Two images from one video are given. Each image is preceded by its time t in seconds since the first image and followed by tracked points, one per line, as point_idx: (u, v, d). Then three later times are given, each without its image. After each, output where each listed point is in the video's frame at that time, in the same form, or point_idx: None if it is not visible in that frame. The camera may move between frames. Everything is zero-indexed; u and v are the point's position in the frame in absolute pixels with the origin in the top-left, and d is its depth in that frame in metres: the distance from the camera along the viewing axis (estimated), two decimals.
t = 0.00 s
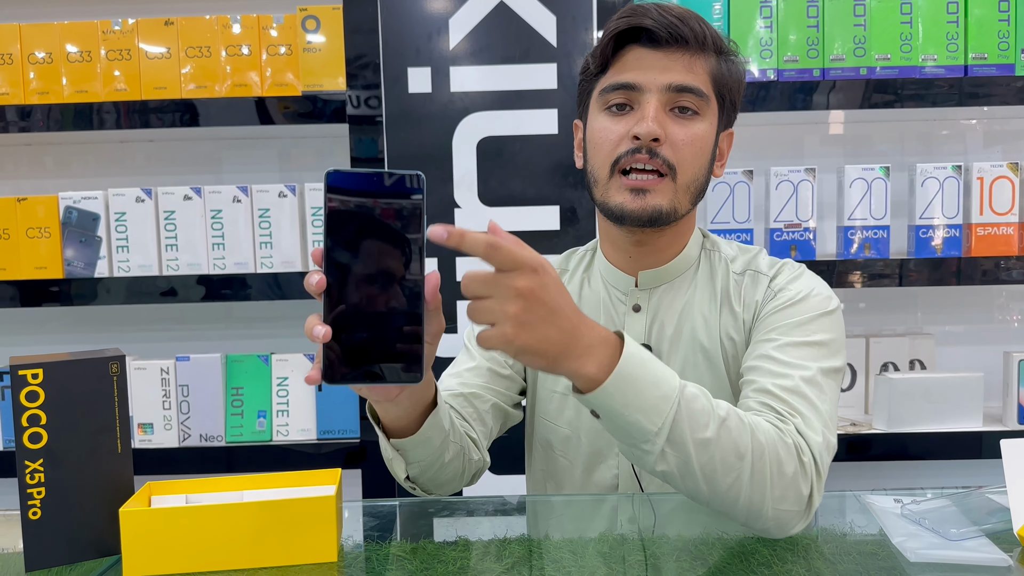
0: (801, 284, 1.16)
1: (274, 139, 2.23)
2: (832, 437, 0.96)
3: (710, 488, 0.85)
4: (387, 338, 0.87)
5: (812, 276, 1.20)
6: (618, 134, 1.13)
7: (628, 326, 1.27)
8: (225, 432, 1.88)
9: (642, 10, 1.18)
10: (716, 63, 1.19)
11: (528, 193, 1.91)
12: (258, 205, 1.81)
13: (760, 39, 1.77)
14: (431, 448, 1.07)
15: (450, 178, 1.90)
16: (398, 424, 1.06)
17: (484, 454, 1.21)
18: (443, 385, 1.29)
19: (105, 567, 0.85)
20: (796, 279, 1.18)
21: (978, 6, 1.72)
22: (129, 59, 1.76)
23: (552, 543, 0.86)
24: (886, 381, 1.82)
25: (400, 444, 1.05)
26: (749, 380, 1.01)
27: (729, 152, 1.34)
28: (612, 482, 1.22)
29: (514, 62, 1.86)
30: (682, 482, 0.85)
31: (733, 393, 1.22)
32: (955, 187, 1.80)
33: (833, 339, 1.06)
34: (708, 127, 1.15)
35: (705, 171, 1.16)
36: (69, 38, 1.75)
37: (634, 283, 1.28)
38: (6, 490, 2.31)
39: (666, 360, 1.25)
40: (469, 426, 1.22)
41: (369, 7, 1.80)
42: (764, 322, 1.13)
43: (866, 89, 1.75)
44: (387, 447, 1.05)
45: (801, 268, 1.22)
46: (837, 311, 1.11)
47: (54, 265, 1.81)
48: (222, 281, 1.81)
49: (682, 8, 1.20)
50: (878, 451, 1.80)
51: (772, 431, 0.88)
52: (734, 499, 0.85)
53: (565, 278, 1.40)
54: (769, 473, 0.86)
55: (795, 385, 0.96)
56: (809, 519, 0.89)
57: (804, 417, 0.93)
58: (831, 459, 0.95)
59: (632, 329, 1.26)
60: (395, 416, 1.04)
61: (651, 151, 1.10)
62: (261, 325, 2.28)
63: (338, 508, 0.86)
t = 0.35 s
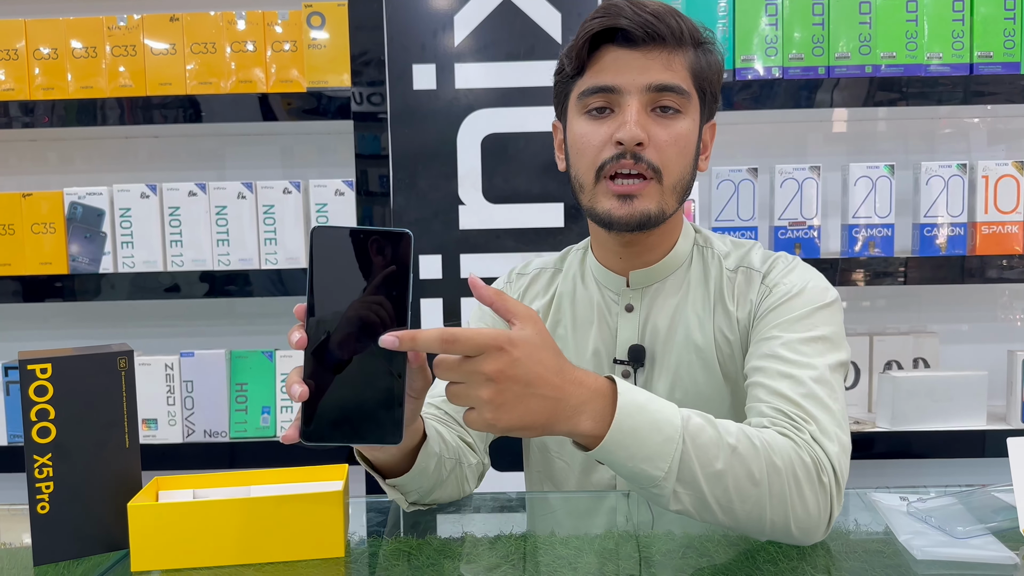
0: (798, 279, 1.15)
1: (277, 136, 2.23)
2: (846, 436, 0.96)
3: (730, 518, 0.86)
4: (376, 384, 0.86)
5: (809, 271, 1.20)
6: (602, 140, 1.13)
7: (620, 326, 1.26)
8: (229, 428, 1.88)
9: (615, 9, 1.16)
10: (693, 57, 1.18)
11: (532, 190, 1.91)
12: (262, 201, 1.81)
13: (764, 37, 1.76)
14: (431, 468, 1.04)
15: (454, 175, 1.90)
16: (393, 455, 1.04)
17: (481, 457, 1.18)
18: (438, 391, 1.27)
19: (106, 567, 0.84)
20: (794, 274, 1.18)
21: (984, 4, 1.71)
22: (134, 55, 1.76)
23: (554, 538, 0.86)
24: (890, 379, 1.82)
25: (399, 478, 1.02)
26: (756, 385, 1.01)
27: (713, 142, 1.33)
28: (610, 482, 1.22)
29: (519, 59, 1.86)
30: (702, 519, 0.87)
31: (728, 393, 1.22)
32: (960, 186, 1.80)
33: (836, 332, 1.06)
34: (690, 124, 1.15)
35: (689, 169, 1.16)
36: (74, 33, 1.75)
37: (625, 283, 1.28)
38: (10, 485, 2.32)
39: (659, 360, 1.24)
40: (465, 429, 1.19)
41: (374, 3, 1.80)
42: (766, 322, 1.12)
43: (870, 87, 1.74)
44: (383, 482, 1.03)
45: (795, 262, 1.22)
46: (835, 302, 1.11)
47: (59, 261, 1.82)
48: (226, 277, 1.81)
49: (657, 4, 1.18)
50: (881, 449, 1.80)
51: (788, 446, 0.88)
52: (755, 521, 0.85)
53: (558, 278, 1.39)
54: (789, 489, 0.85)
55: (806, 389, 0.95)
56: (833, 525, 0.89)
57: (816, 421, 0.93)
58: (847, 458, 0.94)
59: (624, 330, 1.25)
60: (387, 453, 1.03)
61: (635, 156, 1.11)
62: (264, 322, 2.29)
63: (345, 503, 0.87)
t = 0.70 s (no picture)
0: (798, 278, 1.15)
1: (279, 134, 2.23)
2: (847, 437, 0.96)
3: (733, 515, 0.85)
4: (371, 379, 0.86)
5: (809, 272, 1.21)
6: (590, 153, 1.13)
7: (618, 328, 1.26)
8: (231, 426, 1.88)
9: (596, 21, 1.15)
10: (678, 62, 1.16)
11: (534, 189, 1.90)
12: (265, 199, 1.81)
13: (767, 37, 1.76)
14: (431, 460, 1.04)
15: (457, 174, 1.90)
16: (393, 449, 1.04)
17: (483, 457, 1.19)
18: (437, 390, 1.26)
19: (105, 567, 0.83)
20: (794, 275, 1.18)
21: (987, 5, 1.71)
22: (136, 53, 1.76)
23: (555, 538, 0.86)
24: (892, 380, 1.82)
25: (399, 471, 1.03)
26: (758, 385, 1.01)
27: (706, 143, 1.31)
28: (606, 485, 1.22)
29: (522, 58, 1.86)
30: (705, 516, 0.87)
31: (728, 394, 1.22)
32: (963, 187, 1.80)
33: (836, 332, 1.07)
34: (679, 131, 1.14)
35: (679, 176, 1.15)
36: (77, 31, 1.75)
37: (623, 285, 1.28)
38: (12, 482, 2.32)
39: (657, 361, 1.24)
40: (464, 429, 1.20)
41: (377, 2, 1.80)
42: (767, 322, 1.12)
43: (873, 87, 1.74)
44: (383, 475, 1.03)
45: (793, 261, 1.22)
46: (834, 301, 1.11)
47: (61, 259, 1.82)
48: (227, 275, 1.81)
49: (639, 11, 1.17)
50: (882, 450, 1.80)
51: (791, 446, 0.88)
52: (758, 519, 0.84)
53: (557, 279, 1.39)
54: (791, 488, 0.85)
55: (810, 389, 0.95)
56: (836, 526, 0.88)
57: (819, 421, 0.93)
58: (849, 460, 0.94)
59: (622, 331, 1.25)
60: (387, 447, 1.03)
61: (624, 168, 1.11)
62: (266, 320, 2.29)
63: (347, 502, 0.87)
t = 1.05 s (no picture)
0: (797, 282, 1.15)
1: (279, 133, 2.23)
2: (846, 440, 0.95)
3: (731, 526, 0.84)
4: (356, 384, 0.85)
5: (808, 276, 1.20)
6: (582, 157, 1.13)
7: (617, 329, 1.26)
8: (230, 425, 1.88)
9: (590, 24, 1.14)
10: (676, 65, 1.15)
11: (535, 189, 1.90)
12: (265, 198, 1.81)
13: (769, 38, 1.76)
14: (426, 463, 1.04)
15: (457, 173, 1.89)
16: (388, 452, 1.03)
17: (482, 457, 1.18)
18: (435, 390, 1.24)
19: (101, 568, 0.83)
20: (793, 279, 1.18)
21: (989, 6, 1.71)
22: (136, 51, 1.76)
23: (555, 539, 0.86)
24: (892, 381, 1.81)
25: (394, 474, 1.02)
26: (757, 390, 1.00)
27: (708, 144, 1.29)
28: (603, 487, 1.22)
29: (523, 58, 1.86)
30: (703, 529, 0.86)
31: (728, 396, 1.22)
32: (964, 188, 1.80)
33: (835, 335, 1.06)
34: (674, 136, 1.13)
35: (674, 181, 1.15)
36: (77, 29, 1.75)
37: (623, 287, 1.27)
38: (11, 481, 2.32)
39: (657, 364, 1.24)
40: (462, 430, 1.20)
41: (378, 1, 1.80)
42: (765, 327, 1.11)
43: (874, 88, 1.74)
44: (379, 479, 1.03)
45: (791, 262, 1.21)
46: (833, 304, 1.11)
47: (60, 257, 1.81)
48: (227, 274, 1.81)
49: (637, 13, 1.16)
50: (882, 452, 1.80)
51: (788, 451, 0.87)
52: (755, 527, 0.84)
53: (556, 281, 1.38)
54: (789, 494, 0.84)
55: (806, 392, 0.95)
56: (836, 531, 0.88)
57: (816, 424, 0.92)
58: (849, 463, 0.93)
59: (621, 333, 1.25)
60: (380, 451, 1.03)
61: (615, 174, 1.11)
62: (265, 319, 2.29)
63: (347, 501, 0.86)
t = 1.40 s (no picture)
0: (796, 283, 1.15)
1: (280, 133, 2.23)
2: (845, 442, 0.95)
3: (730, 532, 0.84)
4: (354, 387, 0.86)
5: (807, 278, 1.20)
6: (571, 161, 1.13)
7: (617, 331, 1.26)
8: (230, 425, 1.88)
9: (579, 28, 1.14)
10: (668, 66, 1.14)
11: (536, 189, 1.90)
12: (266, 198, 1.81)
13: (770, 38, 1.75)
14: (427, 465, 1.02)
15: (458, 173, 1.89)
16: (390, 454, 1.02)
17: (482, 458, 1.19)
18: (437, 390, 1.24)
19: (100, 568, 0.82)
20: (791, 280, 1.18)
21: (991, 7, 1.71)
22: (138, 50, 1.76)
23: (555, 539, 0.86)
24: (892, 383, 1.81)
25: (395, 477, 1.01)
26: (756, 393, 1.00)
27: (707, 145, 1.28)
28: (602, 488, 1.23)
29: (524, 58, 1.86)
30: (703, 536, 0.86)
31: (727, 398, 1.21)
32: (966, 189, 1.80)
33: (834, 336, 1.06)
34: (664, 139, 1.13)
35: (667, 183, 1.15)
36: (79, 29, 1.75)
37: (623, 289, 1.27)
38: (12, 480, 2.32)
39: (657, 365, 1.24)
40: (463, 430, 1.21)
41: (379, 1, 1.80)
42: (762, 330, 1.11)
43: (875, 89, 1.74)
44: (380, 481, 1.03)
45: (790, 264, 1.21)
46: (832, 306, 1.11)
47: (61, 256, 1.81)
48: (227, 274, 1.81)
49: (628, 17, 1.15)
50: (882, 453, 1.80)
51: (786, 453, 0.87)
52: (756, 533, 0.84)
53: (556, 282, 1.37)
54: (788, 497, 0.84)
55: (804, 394, 0.95)
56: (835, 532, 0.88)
57: (814, 426, 0.92)
58: (847, 465, 0.93)
59: (621, 334, 1.25)
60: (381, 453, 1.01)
61: (604, 178, 1.11)
62: (266, 319, 2.28)
63: (347, 501, 0.86)
